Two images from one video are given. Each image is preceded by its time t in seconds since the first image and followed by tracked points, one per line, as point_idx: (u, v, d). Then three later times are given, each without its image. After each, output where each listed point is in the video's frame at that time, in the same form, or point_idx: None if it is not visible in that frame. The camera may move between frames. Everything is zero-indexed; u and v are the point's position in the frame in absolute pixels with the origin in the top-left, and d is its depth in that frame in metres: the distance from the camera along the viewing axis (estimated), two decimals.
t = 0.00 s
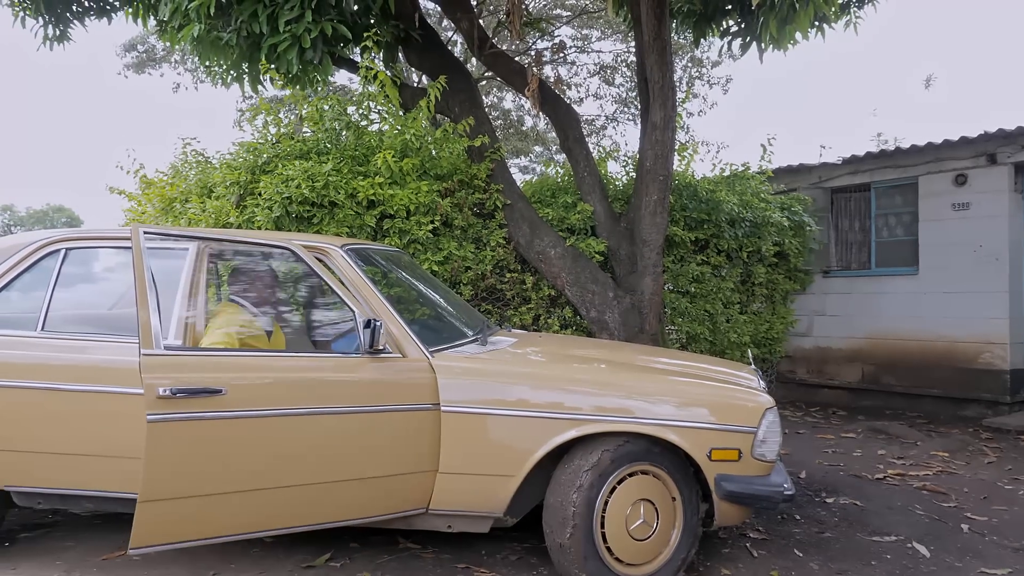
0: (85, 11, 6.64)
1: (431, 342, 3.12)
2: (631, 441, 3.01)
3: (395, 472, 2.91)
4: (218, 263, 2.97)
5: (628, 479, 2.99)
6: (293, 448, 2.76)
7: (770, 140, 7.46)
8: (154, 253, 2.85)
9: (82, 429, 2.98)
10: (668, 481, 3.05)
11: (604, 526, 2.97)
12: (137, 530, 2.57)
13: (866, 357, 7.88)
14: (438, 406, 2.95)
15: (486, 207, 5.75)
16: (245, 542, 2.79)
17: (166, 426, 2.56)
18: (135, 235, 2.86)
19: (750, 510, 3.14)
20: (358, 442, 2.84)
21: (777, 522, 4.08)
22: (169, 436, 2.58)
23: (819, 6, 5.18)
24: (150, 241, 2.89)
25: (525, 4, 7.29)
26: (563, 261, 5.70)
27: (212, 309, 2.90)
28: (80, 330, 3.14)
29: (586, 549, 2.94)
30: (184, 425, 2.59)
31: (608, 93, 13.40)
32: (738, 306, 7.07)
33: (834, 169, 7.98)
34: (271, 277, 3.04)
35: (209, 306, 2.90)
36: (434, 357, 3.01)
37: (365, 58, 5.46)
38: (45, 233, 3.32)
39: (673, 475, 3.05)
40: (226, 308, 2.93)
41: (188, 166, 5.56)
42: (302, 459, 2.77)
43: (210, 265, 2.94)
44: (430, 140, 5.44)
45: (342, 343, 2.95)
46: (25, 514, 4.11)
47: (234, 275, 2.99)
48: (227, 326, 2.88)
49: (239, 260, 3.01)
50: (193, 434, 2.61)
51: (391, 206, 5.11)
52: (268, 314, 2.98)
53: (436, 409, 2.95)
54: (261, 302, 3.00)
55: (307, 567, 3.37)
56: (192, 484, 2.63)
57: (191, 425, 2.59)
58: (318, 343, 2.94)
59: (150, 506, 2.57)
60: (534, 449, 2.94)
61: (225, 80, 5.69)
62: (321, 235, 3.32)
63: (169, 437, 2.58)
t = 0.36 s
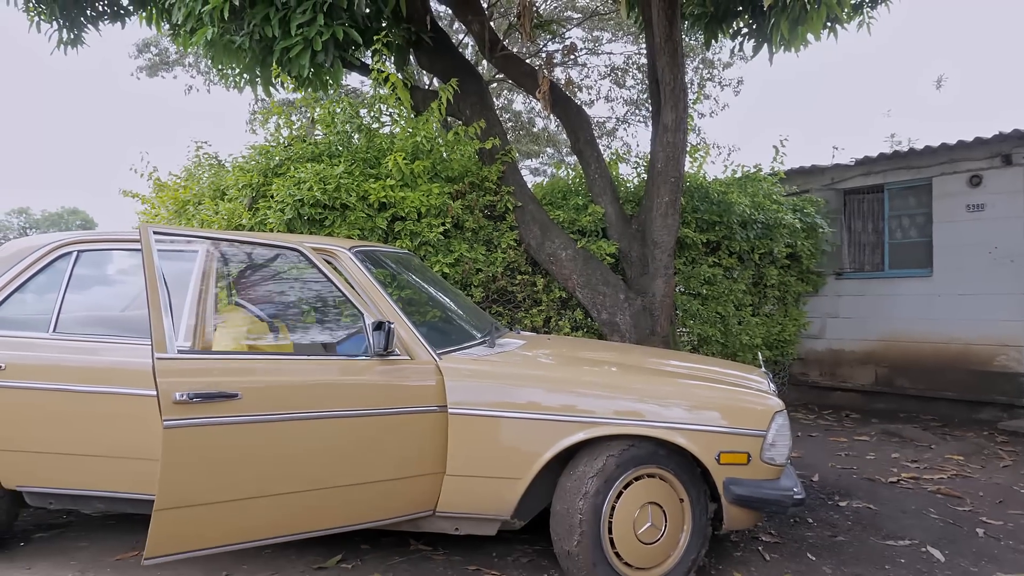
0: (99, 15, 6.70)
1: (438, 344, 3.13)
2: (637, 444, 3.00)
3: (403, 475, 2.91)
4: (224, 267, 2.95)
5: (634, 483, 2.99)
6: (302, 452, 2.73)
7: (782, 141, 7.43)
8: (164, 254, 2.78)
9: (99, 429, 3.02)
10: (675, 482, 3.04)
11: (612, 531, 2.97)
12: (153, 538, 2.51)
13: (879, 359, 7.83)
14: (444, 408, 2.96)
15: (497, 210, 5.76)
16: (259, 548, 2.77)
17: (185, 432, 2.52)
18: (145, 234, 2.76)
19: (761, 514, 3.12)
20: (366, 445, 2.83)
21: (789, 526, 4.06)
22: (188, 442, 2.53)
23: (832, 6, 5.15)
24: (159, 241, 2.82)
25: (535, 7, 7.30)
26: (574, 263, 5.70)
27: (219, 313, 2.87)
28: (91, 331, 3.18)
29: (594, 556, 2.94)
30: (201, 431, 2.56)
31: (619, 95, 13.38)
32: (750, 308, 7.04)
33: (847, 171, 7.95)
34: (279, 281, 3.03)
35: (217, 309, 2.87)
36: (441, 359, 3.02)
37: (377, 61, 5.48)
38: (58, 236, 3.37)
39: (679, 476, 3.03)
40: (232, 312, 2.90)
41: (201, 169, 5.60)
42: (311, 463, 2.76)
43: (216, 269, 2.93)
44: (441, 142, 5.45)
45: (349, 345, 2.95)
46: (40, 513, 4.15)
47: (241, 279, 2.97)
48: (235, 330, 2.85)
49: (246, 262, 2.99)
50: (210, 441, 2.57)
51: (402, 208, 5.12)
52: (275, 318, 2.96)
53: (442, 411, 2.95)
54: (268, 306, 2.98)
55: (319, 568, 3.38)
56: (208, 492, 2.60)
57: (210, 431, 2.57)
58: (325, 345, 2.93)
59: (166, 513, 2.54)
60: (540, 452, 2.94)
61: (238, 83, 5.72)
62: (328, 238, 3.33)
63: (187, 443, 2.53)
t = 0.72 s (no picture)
0: (106, 18, 6.73)
1: (442, 345, 3.14)
2: (638, 446, 2.99)
3: (406, 477, 2.91)
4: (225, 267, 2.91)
5: (637, 485, 2.98)
6: (306, 454, 2.73)
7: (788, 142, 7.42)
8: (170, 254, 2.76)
9: (106, 429, 3.04)
10: (678, 483, 3.03)
11: (615, 534, 2.97)
12: (161, 542, 2.50)
13: (885, 361, 7.81)
14: (447, 409, 2.96)
15: (502, 211, 5.77)
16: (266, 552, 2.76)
17: (193, 434, 2.52)
18: (150, 234, 2.77)
19: (766, 516, 3.11)
20: (368, 447, 2.83)
21: (795, 528, 4.05)
22: (196, 445, 2.53)
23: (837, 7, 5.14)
24: (164, 241, 2.80)
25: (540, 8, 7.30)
26: (579, 265, 5.69)
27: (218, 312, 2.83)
28: (97, 331, 3.20)
29: (598, 560, 2.93)
30: (209, 433, 2.56)
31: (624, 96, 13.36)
32: (756, 309, 7.03)
33: (853, 172, 7.93)
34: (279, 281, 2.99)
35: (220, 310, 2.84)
36: (444, 360, 3.02)
37: (382, 63, 5.49)
38: (65, 237, 3.39)
39: (682, 477, 3.02)
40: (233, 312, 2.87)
41: (207, 171, 5.63)
42: (316, 466, 2.76)
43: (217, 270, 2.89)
44: (446, 144, 5.46)
45: (351, 345, 2.94)
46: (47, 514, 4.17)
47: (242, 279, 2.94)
48: (236, 331, 2.82)
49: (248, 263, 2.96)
50: (216, 444, 2.57)
51: (407, 210, 5.13)
52: (274, 318, 2.91)
53: (445, 412, 2.96)
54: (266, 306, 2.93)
55: (324, 569, 3.39)
56: (217, 495, 2.60)
57: (219, 432, 2.57)
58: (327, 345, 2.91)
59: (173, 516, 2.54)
60: (544, 453, 2.94)
61: (244, 85, 5.74)
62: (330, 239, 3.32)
63: (195, 445, 2.53)
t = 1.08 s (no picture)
0: (113, 20, 6.76)
1: (445, 346, 3.14)
2: (642, 448, 2.99)
3: (410, 479, 2.90)
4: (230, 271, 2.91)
5: (640, 487, 2.98)
6: (318, 456, 2.71)
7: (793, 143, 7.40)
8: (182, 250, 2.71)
9: (114, 430, 3.05)
10: (681, 484, 3.02)
11: (619, 537, 2.96)
12: (172, 548, 2.37)
13: (892, 362, 7.78)
14: (450, 410, 2.97)
15: (507, 212, 5.77)
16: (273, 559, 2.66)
17: (205, 437, 2.44)
18: (157, 234, 2.71)
19: (771, 518, 3.10)
20: (373, 449, 2.82)
21: (801, 530, 4.04)
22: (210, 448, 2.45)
23: (843, 7, 5.13)
24: (171, 240, 2.76)
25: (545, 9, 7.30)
26: (584, 266, 5.70)
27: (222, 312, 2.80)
28: (104, 332, 3.21)
29: (602, 562, 2.93)
30: (220, 436, 2.48)
31: (629, 97, 13.36)
32: (761, 310, 7.02)
33: (859, 172, 7.90)
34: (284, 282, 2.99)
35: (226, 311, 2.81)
36: (448, 361, 3.03)
37: (388, 64, 5.50)
38: (72, 237, 3.41)
39: (686, 478, 3.02)
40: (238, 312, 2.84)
41: (213, 172, 5.65)
42: (326, 468, 2.73)
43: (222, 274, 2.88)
44: (452, 145, 5.46)
45: (355, 346, 2.94)
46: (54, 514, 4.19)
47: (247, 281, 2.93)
48: (244, 329, 2.79)
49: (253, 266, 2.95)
50: (229, 446, 2.50)
51: (412, 211, 5.14)
52: (278, 318, 2.90)
53: (448, 414, 2.96)
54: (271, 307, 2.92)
55: (330, 570, 3.39)
56: (226, 497, 2.51)
57: (230, 435, 2.50)
58: (331, 347, 2.90)
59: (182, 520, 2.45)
60: (548, 454, 2.94)
61: (250, 86, 5.76)
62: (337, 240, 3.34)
63: (207, 447, 2.45)
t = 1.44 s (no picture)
0: (118, 21, 6.78)
1: (449, 346, 3.14)
2: (647, 449, 2.98)
3: (414, 480, 2.91)
4: (233, 272, 2.91)
5: (645, 488, 2.97)
6: (324, 456, 2.71)
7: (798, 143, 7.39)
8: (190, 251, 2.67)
9: (120, 430, 3.06)
10: (686, 485, 3.02)
11: (624, 537, 2.96)
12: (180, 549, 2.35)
13: (897, 363, 7.75)
14: (454, 411, 2.97)
15: (511, 213, 5.77)
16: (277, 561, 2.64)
17: (214, 439, 2.42)
18: (164, 234, 2.63)
19: (775, 519, 3.10)
20: (378, 449, 2.82)
21: (806, 530, 4.03)
22: (219, 449, 2.43)
23: (848, 7, 5.11)
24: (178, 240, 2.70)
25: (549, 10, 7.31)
26: (589, 267, 5.69)
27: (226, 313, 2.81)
28: (110, 332, 3.22)
29: (607, 562, 2.93)
30: (230, 437, 2.47)
31: (634, 97, 13.34)
32: (766, 311, 7.01)
33: (864, 172, 7.88)
34: (288, 283, 2.99)
35: (230, 313, 2.82)
36: (452, 362, 3.04)
37: (392, 65, 5.51)
38: (78, 238, 3.42)
39: (691, 479, 3.02)
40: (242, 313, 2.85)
41: (218, 173, 5.66)
42: (333, 468, 2.73)
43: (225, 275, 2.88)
44: (456, 145, 5.46)
45: (360, 347, 2.94)
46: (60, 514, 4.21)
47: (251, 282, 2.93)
48: (250, 331, 2.80)
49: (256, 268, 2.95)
50: (237, 447, 2.48)
51: (417, 211, 5.14)
52: (282, 319, 2.91)
53: (453, 414, 2.97)
54: (274, 308, 2.94)
55: (334, 570, 3.40)
56: (233, 497, 2.48)
57: (239, 436, 2.48)
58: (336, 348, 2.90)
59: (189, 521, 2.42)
60: (552, 455, 2.94)
61: (255, 87, 5.77)
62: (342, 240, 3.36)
63: (217, 449, 2.43)
